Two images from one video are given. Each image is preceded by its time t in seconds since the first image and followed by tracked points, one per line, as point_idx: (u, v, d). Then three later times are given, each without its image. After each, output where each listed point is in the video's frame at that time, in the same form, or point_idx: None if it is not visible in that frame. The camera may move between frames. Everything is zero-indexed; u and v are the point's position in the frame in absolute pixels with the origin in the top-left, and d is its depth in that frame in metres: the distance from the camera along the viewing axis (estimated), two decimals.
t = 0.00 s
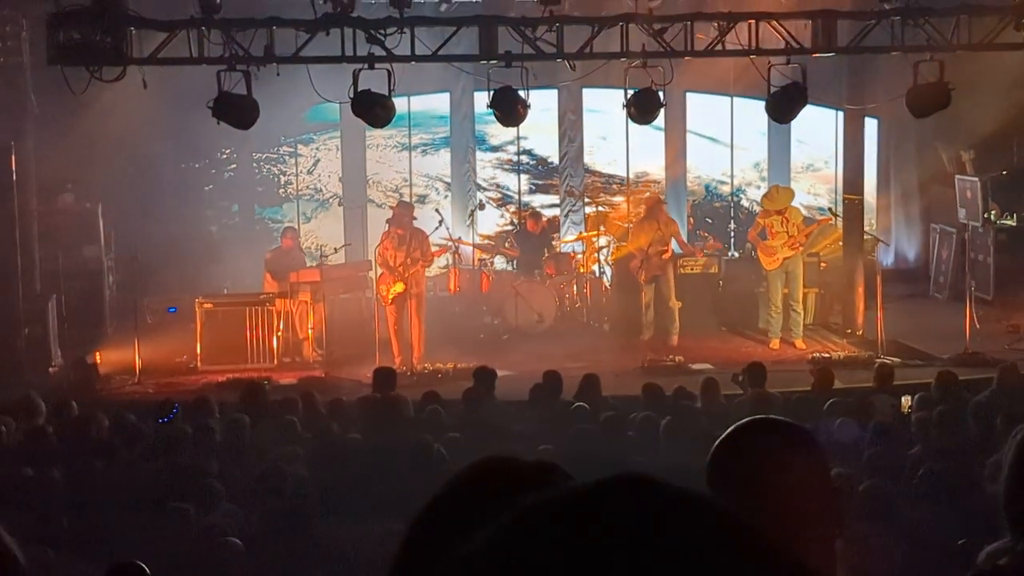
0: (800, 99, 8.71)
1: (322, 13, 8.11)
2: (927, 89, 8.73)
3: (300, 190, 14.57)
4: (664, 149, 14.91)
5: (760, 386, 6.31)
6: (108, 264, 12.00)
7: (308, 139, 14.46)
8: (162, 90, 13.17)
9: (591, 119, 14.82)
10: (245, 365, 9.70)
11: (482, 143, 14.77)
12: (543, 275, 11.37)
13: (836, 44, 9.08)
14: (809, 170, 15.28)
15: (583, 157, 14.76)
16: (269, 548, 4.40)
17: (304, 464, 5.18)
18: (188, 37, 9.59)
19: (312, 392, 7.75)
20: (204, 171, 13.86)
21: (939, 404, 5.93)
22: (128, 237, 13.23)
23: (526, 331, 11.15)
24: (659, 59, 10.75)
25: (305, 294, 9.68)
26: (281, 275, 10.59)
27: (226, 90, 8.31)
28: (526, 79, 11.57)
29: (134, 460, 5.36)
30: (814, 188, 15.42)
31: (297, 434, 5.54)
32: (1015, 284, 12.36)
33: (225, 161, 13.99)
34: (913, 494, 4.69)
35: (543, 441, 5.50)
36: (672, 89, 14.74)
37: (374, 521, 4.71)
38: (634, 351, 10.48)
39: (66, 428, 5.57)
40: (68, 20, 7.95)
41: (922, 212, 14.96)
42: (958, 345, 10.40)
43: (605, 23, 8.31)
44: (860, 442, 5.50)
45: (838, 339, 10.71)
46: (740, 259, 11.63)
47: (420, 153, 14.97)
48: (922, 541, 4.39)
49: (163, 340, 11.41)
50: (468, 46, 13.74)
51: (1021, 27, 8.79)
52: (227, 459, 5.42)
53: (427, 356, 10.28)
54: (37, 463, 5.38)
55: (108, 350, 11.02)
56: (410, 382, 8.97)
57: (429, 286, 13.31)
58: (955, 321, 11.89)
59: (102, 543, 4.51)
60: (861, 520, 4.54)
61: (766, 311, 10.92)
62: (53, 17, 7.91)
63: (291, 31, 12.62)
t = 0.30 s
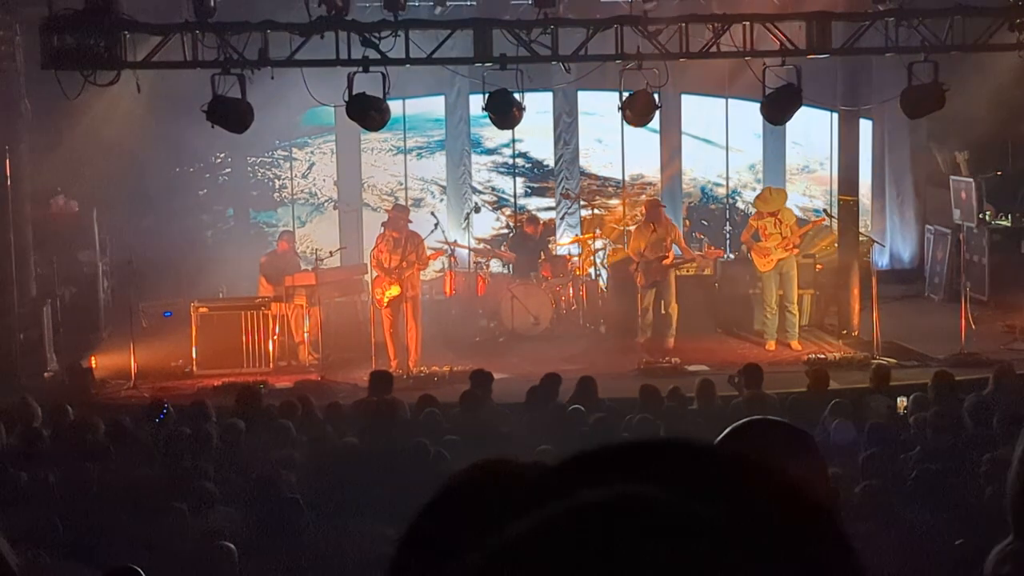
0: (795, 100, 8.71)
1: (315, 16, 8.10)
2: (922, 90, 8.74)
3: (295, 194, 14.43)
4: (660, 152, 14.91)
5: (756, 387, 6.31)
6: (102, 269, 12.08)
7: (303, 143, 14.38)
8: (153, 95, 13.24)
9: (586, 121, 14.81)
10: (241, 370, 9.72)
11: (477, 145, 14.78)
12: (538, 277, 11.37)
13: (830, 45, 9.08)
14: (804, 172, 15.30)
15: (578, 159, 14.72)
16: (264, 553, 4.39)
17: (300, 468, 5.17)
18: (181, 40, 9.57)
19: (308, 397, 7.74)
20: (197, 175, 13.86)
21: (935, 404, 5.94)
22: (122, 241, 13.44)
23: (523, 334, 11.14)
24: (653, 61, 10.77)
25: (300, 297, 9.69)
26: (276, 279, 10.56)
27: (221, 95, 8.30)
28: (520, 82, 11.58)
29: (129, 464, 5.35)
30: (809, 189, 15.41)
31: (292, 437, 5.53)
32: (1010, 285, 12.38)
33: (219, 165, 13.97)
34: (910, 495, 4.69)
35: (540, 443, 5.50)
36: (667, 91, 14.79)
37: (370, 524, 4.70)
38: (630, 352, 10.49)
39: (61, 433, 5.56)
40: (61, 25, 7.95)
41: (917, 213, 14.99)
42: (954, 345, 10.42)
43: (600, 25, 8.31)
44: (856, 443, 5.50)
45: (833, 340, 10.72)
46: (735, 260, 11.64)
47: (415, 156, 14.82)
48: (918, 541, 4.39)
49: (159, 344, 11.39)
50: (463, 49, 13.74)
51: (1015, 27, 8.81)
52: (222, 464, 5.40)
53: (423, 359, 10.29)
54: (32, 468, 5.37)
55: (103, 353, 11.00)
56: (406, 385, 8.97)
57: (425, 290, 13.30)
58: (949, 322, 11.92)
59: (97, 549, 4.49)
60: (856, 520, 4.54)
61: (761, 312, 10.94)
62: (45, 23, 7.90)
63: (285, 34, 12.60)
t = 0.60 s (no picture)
0: (792, 102, 8.71)
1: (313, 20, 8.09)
2: (919, 91, 8.76)
3: (293, 198, 14.47)
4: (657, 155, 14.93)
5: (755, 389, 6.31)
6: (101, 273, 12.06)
7: (301, 146, 14.35)
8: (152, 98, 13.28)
9: (583, 124, 14.82)
10: (240, 372, 9.71)
11: (474, 148, 14.81)
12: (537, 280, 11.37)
13: (827, 47, 9.09)
14: (801, 174, 15.34)
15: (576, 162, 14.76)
16: (265, 558, 4.39)
17: (298, 472, 5.17)
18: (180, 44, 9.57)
19: (307, 400, 7.73)
20: (195, 179, 13.82)
21: (932, 405, 5.96)
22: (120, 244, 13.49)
23: (521, 337, 11.14)
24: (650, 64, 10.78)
25: (299, 300, 9.72)
26: (275, 282, 10.58)
27: (218, 98, 8.29)
28: (518, 85, 11.58)
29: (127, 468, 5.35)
30: (807, 191, 15.45)
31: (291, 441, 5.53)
32: (1008, 286, 12.40)
33: (217, 169, 13.93)
34: (911, 498, 4.69)
35: (540, 445, 5.50)
36: (665, 92, 14.81)
37: (368, 528, 4.69)
38: (628, 355, 10.49)
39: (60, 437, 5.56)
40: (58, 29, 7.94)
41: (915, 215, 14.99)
42: (952, 347, 10.43)
43: (597, 28, 8.31)
44: (855, 445, 5.50)
45: (831, 342, 10.74)
46: (733, 263, 11.65)
47: (413, 160, 14.86)
48: (916, 542, 4.39)
49: (157, 348, 11.38)
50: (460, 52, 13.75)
51: (1012, 30, 8.82)
52: (220, 467, 5.38)
53: (421, 363, 10.29)
54: (31, 471, 5.36)
55: (102, 357, 11.00)
56: (404, 388, 8.97)
57: (423, 293, 13.30)
58: (948, 324, 11.92)
59: (97, 554, 4.49)
60: (854, 522, 4.54)
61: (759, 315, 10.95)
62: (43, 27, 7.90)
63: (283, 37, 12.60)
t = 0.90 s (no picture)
0: (790, 101, 8.71)
1: (310, 20, 8.09)
2: (917, 90, 8.76)
3: (291, 198, 14.50)
4: (655, 154, 14.94)
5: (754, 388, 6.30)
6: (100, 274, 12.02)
7: (299, 147, 14.36)
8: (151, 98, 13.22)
9: (581, 124, 14.84)
10: (238, 373, 9.71)
11: (472, 149, 14.80)
12: (535, 279, 11.36)
13: (825, 45, 9.08)
14: (800, 173, 15.34)
15: (574, 162, 14.80)
16: (264, 558, 4.40)
17: (298, 472, 5.18)
18: (177, 44, 9.56)
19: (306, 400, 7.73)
20: (194, 179, 13.81)
21: (930, 403, 5.98)
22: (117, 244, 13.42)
23: (520, 337, 11.15)
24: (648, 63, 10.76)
25: (296, 301, 9.71)
26: (274, 283, 10.59)
27: (216, 99, 8.29)
28: (516, 83, 11.56)
29: (125, 467, 5.36)
30: (805, 191, 15.46)
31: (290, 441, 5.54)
32: (1005, 285, 12.42)
33: (215, 169, 13.94)
34: (909, 497, 4.70)
35: (538, 444, 5.50)
36: (663, 91, 14.81)
37: (367, 530, 4.71)
38: (627, 354, 10.51)
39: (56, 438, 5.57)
40: (57, 30, 7.93)
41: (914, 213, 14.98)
42: (950, 345, 10.45)
43: (595, 28, 8.30)
44: (853, 443, 5.51)
45: (830, 341, 10.76)
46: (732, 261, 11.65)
47: (410, 160, 14.84)
48: (914, 540, 4.40)
49: (155, 348, 11.39)
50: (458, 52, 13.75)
51: (1009, 28, 8.81)
52: (220, 468, 5.38)
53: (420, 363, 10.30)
54: (28, 471, 5.38)
55: (100, 358, 11.01)
56: (403, 389, 8.99)
57: (421, 293, 13.32)
58: (946, 322, 11.94)
59: (97, 555, 4.50)
60: (854, 520, 4.55)
61: (757, 314, 10.97)
62: (40, 28, 7.89)
63: (281, 38, 12.61)
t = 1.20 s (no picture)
0: (789, 96, 8.71)
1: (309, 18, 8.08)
2: (916, 85, 8.75)
3: (291, 195, 14.64)
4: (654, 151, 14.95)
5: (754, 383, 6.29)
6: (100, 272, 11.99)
7: (299, 144, 14.55)
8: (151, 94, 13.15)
9: (581, 119, 14.77)
10: (239, 370, 9.71)
11: (472, 145, 14.80)
12: (535, 276, 11.36)
13: (824, 40, 9.07)
14: (800, 169, 15.32)
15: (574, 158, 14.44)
16: (264, 555, 4.40)
17: (299, 469, 5.19)
18: (177, 42, 9.57)
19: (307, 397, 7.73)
20: (194, 177, 13.76)
21: (931, 397, 5.99)
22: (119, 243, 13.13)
23: (521, 334, 11.17)
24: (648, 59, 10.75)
25: (298, 299, 9.78)
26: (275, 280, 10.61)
27: (216, 96, 8.29)
28: (516, 80, 11.56)
29: (126, 464, 5.38)
30: (805, 186, 15.43)
31: (292, 438, 5.55)
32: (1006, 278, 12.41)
33: (215, 168, 13.94)
34: (910, 490, 4.70)
35: (539, 440, 5.51)
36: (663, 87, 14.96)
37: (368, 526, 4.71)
38: (628, 351, 10.51)
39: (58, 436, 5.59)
40: (56, 28, 7.94)
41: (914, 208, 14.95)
42: (950, 339, 10.45)
43: (594, 23, 8.29)
44: (853, 438, 5.52)
45: (831, 336, 10.75)
46: (733, 257, 11.65)
47: (410, 157, 15.01)
48: (915, 534, 4.40)
49: (156, 346, 11.42)
50: (458, 49, 13.76)
51: (1009, 22, 8.80)
52: (221, 464, 5.38)
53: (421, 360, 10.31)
54: (29, 469, 5.39)
55: (102, 356, 11.04)
56: (404, 385, 9.01)
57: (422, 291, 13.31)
58: (948, 316, 11.94)
59: (101, 549, 4.51)
60: (854, 513, 4.56)
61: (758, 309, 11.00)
62: (40, 26, 7.89)
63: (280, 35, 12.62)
